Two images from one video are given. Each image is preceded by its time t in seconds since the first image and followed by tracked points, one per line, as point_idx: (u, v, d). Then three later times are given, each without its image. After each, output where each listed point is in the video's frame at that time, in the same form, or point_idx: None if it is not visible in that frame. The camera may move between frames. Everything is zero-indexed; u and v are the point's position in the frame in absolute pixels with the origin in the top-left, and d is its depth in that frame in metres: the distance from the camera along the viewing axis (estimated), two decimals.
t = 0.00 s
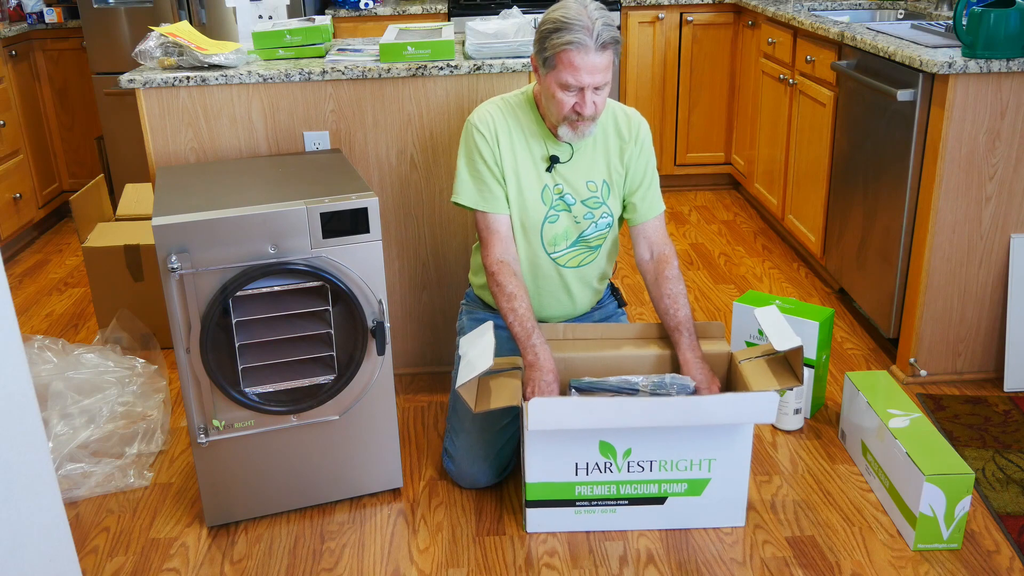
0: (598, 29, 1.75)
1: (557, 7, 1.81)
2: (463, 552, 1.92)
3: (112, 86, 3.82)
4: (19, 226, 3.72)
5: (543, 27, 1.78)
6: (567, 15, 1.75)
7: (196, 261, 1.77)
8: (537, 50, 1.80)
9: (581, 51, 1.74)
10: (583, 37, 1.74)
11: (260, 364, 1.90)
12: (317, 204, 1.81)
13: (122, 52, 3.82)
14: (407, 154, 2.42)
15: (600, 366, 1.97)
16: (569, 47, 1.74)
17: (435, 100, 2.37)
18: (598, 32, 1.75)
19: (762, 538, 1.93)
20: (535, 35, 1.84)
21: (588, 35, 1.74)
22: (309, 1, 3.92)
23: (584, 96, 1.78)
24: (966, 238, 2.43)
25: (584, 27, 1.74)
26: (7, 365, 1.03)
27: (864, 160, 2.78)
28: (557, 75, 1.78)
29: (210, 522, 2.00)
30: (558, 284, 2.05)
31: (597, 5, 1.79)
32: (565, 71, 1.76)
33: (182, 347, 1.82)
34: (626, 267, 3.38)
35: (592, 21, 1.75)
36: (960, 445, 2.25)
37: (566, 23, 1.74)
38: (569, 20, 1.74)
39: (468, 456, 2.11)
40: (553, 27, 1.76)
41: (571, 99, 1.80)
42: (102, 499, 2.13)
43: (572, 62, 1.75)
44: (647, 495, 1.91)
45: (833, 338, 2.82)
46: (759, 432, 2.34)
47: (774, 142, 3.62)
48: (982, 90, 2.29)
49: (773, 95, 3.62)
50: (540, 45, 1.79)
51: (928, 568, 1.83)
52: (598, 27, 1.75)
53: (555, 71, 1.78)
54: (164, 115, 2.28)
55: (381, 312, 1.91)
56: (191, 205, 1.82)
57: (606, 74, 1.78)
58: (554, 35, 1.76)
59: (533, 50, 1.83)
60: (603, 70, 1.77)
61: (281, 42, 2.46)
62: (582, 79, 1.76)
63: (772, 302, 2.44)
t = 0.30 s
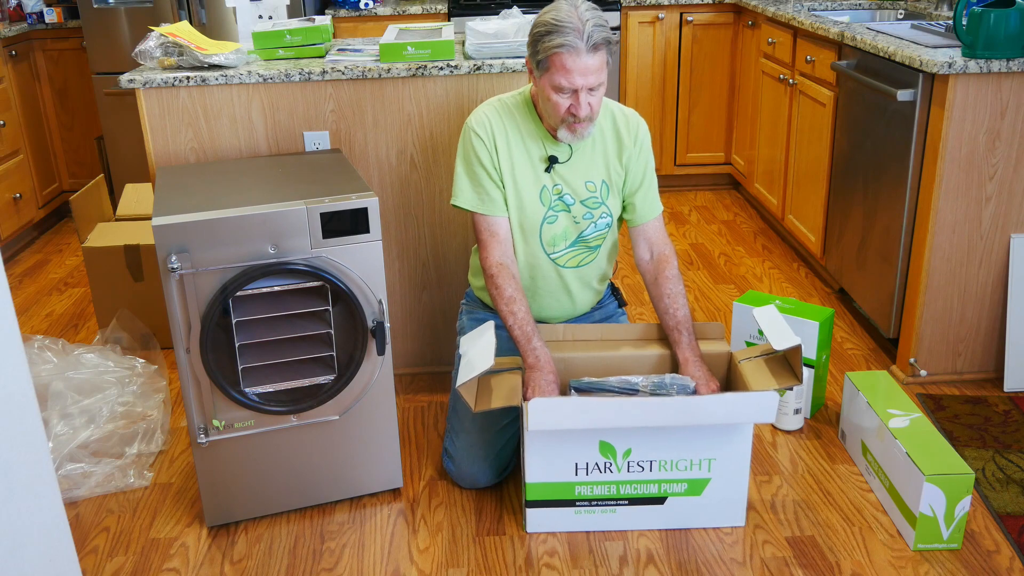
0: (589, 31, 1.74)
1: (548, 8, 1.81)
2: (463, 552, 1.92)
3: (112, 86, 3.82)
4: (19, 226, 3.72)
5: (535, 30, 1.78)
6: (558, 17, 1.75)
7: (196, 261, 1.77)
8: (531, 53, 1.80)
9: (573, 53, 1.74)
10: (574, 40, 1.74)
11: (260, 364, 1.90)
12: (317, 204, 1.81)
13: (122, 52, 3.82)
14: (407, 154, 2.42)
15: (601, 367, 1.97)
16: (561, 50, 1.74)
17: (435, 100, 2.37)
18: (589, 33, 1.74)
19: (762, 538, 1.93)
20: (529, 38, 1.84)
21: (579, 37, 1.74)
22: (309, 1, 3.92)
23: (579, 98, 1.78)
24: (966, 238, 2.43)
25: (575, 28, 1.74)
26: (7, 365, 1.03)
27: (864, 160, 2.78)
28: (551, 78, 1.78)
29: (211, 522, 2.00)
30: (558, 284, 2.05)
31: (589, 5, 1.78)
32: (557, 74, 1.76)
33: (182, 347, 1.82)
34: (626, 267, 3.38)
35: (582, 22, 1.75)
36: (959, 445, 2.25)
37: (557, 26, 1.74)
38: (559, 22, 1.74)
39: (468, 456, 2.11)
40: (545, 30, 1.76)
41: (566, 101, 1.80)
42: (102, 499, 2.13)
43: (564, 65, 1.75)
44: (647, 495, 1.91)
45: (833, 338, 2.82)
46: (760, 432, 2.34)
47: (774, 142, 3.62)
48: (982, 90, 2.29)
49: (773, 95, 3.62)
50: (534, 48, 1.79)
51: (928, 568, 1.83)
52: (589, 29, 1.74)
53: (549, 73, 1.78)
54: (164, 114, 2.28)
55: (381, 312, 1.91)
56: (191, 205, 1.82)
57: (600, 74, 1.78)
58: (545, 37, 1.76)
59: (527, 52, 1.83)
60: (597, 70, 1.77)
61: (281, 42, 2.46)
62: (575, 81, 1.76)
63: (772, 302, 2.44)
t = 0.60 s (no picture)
0: (591, 31, 1.74)
1: (550, 8, 1.81)
2: (463, 552, 1.92)
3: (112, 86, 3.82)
4: (19, 226, 3.72)
5: (537, 31, 1.78)
6: (560, 17, 1.75)
7: (196, 261, 1.77)
8: (532, 54, 1.80)
9: (575, 53, 1.74)
10: (577, 40, 1.74)
11: (260, 364, 1.90)
12: (317, 204, 1.81)
13: (122, 52, 3.82)
14: (407, 154, 2.42)
15: (601, 366, 1.97)
16: (563, 50, 1.74)
17: (435, 100, 2.37)
18: (591, 34, 1.74)
19: (762, 538, 1.93)
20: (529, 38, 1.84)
21: (582, 37, 1.74)
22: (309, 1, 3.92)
23: (581, 98, 1.78)
24: (966, 238, 2.43)
25: (577, 29, 1.74)
26: (8, 365, 1.03)
27: (863, 160, 2.78)
28: (552, 77, 1.78)
29: (210, 522, 2.01)
30: (558, 284, 2.05)
31: (591, 5, 1.78)
32: (559, 74, 1.76)
33: (182, 347, 1.82)
34: (626, 266, 3.38)
35: (585, 23, 1.75)
36: (960, 445, 2.25)
37: (560, 26, 1.74)
38: (562, 23, 1.74)
39: (468, 456, 2.11)
40: (547, 31, 1.76)
41: (567, 100, 1.80)
42: (102, 499, 2.13)
43: (567, 65, 1.75)
44: (647, 494, 1.91)
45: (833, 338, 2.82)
46: (759, 432, 2.34)
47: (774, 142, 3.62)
48: (982, 90, 2.29)
49: (773, 95, 3.62)
50: (535, 49, 1.79)
51: (928, 568, 1.83)
52: (591, 29, 1.75)
53: (551, 73, 1.78)
54: (164, 114, 2.28)
55: (381, 312, 1.91)
56: (191, 205, 1.82)
57: (602, 74, 1.78)
58: (547, 38, 1.76)
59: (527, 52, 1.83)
60: (599, 70, 1.77)
61: (281, 42, 2.46)
62: (578, 81, 1.76)
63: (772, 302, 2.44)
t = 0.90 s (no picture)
0: (599, 37, 1.74)
1: (557, 11, 1.80)
2: (463, 552, 1.93)
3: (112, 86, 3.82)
4: (19, 226, 3.72)
5: (543, 35, 1.78)
6: (567, 22, 1.75)
7: (196, 261, 1.77)
8: (538, 57, 1.80)
9: (582, 59, 1.74)
10: (584, 46, 1.74)
11: (260, 364, 1.90)
12: (317, 204, 1.81)
13: (122, 52, 3.82)
14: (407, 154, 2.42)
15: (601, 365, 1.97)
16: (570, 56, 1.74)
17: (435, 100, 2.37)
18: (598, 40, 1.74)
19: (762, 538, 1.93)
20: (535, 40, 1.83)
21: (589, 43, 1.74)
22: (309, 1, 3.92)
23: (586, 103, 1.78)
24: (966, 238, 2.43)
25: (584, 34, 1.74)
26: (8, 365, 1.03)
27: (864, 160, 2.78)
28: (558, 82, 1.78)
29: (211, 522, 2.01)
30: (559, 285, 2.05)
31: (597, 10, 1.78)
32: (565, 79, 1.76)
33: (182, 347, 1.82)
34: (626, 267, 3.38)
35: (592, 28, 1.75)
36: (960, 445, 2.25)
37: (567, 31, 1.74)
38: (569, 28, 1.74)
39: (469, 455, 2.11)
40: (554, 35, 1.76)
41: (573, 105, 1.80)
42: (102, 499, 2.13)
43: (573, 70, 1.75)
44: (647, 493, 1.91)
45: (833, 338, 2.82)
46: (759, 432, 2.34)
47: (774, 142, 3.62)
48: (982, 90, 2.29)
49: (773, 95, 3.62)
50: (542, 53, 1.79)
51: (928, 568, 1.83)
52: (598, 35, 1.74)
53: (556, 78, 1.78)
54: (164, 114, 2.28)
55: (381, 312, 1.91)
56: (191, 205, 1.82)
57: (608, 80, 1.78)
58: (554, 42, 1.76)
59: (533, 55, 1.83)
60: (605, 76, 1.77)
61: (281, 42, 2.46)
62: (584, 86, 1.76)
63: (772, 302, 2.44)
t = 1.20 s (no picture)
0: (601, 34, 1.74)
1: (559, 7, 1.80)
2: (463, 552, 1.93)
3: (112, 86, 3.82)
4: (19, 226, 3.72)
5: (545, 30, 1.77)
6: (570, 18, 1.75)
7: (196, 261, 1.77)
8: (540, 52, 1.80)
9: (585, 56, 1.74)
10: (586, 43, 1.73)
11: (260, 364, 1.90)
12: (317, 204, 1.81)
13: (122, 52, 3.82)
14: (407, 154, 2.42)
15: (600, 366, 1.97)
16: (572, 52, 1.74)
17: (435, 100, 2.37)
18: (601, 37, 1.74)
19: (762, 538, 1.93)
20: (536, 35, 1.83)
21: (591, 40, 1.74)
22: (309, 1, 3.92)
23: (586, 100, 1.78)
24: (966, 238, 2.43)
25: (587, 31, 1.74)
26: (8, 365, 1.03)
27: (864, 159, 2.78)
28: (559, 78, 1.78)
29: (211, 522, 2.00)
30: (559, 282, 2.05)
31: (600, 7, 1.78)
32: (567, 74, 1.76)
33: (182, 347, 1.82)
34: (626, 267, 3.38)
35: (595, 25, 1.74)
36: (959, 445, 2.25)
37: (569, 27, 1.74)
38: (572, 24, 1.74)
39: (469, 455, 2.11)
40: (556, 31, 1.75)
41: (574, 101, 1.80)
42: (102, 499, 2.13)
43: (575, 66, 1.75)
44: (647, 494, 1.91)
45: (833, 338, 2.82)
46: (760, 432, 2.34)
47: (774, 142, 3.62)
48: (982, 90, 2.29)
49: (773, 95, 3.62)
50: (544, 48, 1.78)
51: (928, 568, 1.83)
52: (601, 31, 1.74)
53: (557, 74, 1.77)
54: (164, 114, 2.28)
55: (381, 312, 1.91)
56: (191, 205, 1.82)
57: (609, 77, 1.78)
58: (556, 37, 1.75)
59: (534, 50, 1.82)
60: (606, 73, 1.77)
61: (281, 42, 2.46)
62: (584, 83, 1.76)
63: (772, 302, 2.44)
